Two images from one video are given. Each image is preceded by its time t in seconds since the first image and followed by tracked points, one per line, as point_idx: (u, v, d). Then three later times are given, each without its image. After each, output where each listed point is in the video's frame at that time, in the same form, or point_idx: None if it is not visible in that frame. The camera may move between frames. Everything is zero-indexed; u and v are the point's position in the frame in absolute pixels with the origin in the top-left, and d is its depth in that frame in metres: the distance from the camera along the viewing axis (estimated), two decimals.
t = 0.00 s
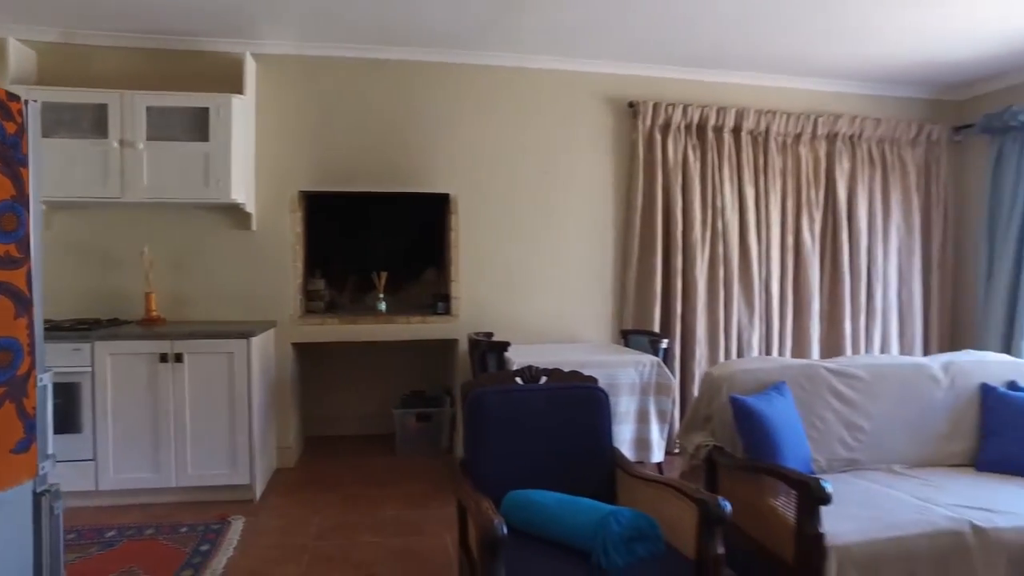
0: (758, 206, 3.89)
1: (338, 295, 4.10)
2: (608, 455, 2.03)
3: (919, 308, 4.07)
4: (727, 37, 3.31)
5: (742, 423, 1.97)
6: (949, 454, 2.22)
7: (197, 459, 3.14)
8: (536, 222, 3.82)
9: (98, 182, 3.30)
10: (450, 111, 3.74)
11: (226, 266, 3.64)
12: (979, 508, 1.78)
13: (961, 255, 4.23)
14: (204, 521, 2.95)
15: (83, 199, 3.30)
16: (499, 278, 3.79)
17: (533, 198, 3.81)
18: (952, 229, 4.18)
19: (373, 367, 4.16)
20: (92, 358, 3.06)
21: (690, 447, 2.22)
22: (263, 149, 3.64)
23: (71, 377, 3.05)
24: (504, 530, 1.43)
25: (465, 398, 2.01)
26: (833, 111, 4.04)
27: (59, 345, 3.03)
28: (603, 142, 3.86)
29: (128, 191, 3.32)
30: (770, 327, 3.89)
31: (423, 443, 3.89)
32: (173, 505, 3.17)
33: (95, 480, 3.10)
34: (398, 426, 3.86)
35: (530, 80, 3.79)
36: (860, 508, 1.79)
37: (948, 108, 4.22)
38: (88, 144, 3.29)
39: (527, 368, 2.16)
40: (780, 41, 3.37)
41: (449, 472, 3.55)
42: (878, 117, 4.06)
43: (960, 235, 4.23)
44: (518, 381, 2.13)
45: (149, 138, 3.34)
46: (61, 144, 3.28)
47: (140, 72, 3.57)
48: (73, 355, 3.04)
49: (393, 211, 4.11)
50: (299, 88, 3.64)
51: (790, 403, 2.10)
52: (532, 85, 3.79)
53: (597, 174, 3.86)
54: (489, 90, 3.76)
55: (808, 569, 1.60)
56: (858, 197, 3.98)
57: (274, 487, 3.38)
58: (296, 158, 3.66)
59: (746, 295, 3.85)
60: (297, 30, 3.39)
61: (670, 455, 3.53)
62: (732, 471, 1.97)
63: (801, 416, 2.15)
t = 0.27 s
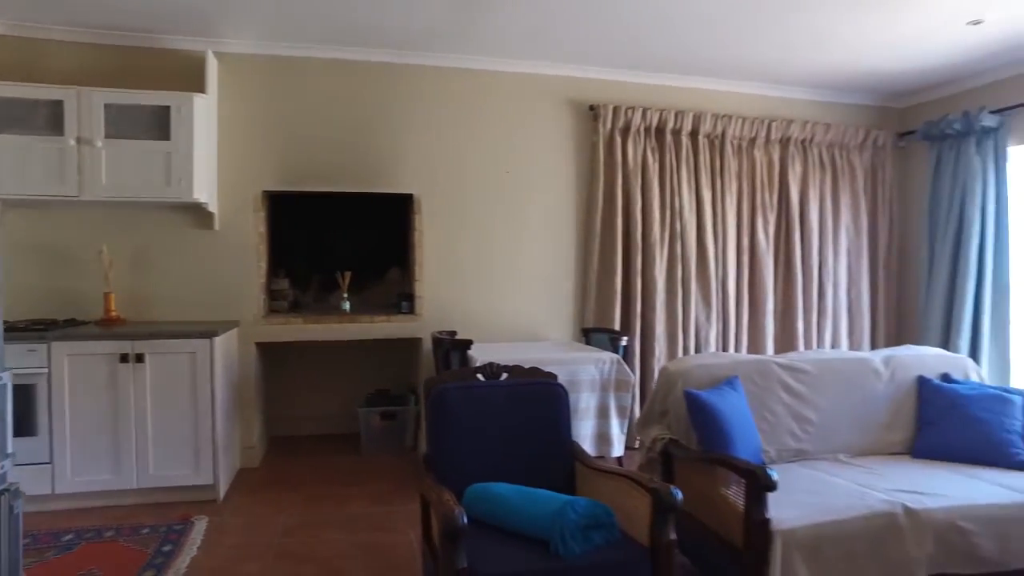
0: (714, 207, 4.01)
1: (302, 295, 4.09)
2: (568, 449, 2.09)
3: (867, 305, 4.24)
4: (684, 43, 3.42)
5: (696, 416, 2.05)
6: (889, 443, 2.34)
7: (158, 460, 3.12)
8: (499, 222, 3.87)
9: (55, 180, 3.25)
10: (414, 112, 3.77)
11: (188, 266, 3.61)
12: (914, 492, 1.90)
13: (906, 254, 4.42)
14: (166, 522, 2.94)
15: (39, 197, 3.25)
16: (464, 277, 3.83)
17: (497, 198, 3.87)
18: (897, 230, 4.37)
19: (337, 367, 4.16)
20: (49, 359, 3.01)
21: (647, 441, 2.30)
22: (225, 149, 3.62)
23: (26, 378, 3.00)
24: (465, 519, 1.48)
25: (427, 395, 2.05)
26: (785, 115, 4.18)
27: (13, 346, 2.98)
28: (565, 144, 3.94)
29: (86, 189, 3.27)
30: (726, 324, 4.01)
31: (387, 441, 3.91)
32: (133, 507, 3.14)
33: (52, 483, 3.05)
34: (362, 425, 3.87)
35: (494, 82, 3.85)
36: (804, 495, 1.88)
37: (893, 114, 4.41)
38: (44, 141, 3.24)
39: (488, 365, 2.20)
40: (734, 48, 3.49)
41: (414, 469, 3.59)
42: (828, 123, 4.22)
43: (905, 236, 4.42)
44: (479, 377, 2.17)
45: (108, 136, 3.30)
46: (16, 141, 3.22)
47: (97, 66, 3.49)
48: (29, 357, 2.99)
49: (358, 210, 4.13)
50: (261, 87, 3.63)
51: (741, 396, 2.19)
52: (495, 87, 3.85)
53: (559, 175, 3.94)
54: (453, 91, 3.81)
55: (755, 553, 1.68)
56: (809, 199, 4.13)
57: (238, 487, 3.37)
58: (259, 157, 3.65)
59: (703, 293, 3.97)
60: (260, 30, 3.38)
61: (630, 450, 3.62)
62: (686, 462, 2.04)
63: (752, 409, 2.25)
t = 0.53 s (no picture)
0: (673, 208, 4.13)
1: (266, 295, 4.08)
2: (529, 442, 2.16)
3: (818, 303, 4.41)
4: (644, 48, 3.52)
5: (652, 409, 2.13)
6: (834, 433, 2.47)
7: (119, 460, 3.09)
8: (463, 222, 3.93)
9: (10, 177, 3.19)
10: (379, 113, 3.80)
11: (149, 265, 3.57)
12: (855, 477, 2.02)
13: (854, 254, 4.61)
14: (129, 522, 2.92)
15: None
16: (428, 276, 3.88)
17: (461, 198, 3.92)
18: (846, 231, 4.55)
19: (301, 365, 4.16)
20: (4, 359, 2.96)
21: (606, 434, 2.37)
22: (187, 148, 3.60)
23: None
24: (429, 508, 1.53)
25: (392, 391, 2.09)
26: (741, 120, 4.33)
27: None
28: (528, 146, 4.01)
29: (43, 187, 3.22)
30: (684, 322, 4.14)
31: (353, 438, 3.95)
32: (93, 508, 3.11)
33: (8, 486, 3.00)
34: (328, 423, 3.90)
35: (458, 84, 3.90)
36: (753, 482, 1.99)
37: (843, 119, 4.59)
38: None
39: (450, 362, 2.24)
40: (692, 55, 3.60)
41: (379, 466, 3.62)
42: (781, 127, 4.38)
43: (853, 236, 4.61)
44: (443, 373, 2.22)
45: (65, 134, 3.25)
46: None
47: (52, 60, 3.39)
48: None
49: (323, 210, 4.14)
50: (225, 86, 3.62)
51: (695, 389, 2.29)
52: (459, 89, 3.90)
53: (522, 176, 4.01)
54: (418, 93, 3.85)
55: (706, 538, 1.77)
56: (763, 200, 4.28)
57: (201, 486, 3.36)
58: (221, 156, 3.64)
59: (662, 291, 4.08)
60: (224, 28, 3.37)
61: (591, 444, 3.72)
62: (643, 453, 2.13)
63: (707, 402, 2.35)
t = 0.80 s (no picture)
0: (633, 208, 4.23)
1: (229, 293, 4.05)
2: (493, 436, 2.22)
3: (772, 300, 4.57)
4: (606, 53, 3.61)
5: (611, 402, 2.21)
6: (783, 423, 2.59)
7: (78, 462, 3.05)
8: (427, 222, 3.97)
9: None
10: (343, 113, 3.81)
11: (108, 263, 3.52)
12: (801, 464, 2.14)
13: (806, 253, 4.79)
14: (89, 524, 2.88)
15: None
16: (392, 275, 3.91)
17: (425, 199, 3.96)
18: (798, 232, 4.73)
19: (264, 365, 4.14)
20: None
21: (567, 427, 2.45)
22: (147, 146, 3.56)
23: None
24: (394, 498, 1.58)
25: (358, 387, 2.13)
26: (698, 123, 4.46)
27: None
28: (491, 146, 4.07)
29: None
30: (644, 320, 4.25)
31: (317, 437, 3.94)
32: (51, 511, 3.06)
33: None
34: (292, 422, 3.88)
35: (422, 86, 3.94)
36: (706, 470, 2.08)
37: (795, 124, 4.77)
38: None
39: (415, 358, 2.29)
40: (651, 60, 3.71)
41: (343, 463, 3.64)
42: (736, 131, 4.52)
43: (805, 237, 4.79)
44: (408, 369, 2.27)
45: (20, 130, 3.18)
46: None
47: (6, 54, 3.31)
48: None
49: (286, 209, 4.14)
50: (186, 84, 3.59)
51: (652, 383, 2.38)
52: (423, 90, 3.94)
53: (486, 176, 4.07)
54: (383, 93, 3.87)
55: (662, 523, 1.86)
56: (720, 201, 4.42)
57: (163, 486, 3.33)
58: (183, 154, 3.61)
59: (622, 289, 4.18)
60: (186, 26, 3.35)
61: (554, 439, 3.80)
62: (603, 445, 2.20)
63: (664, 396, 2.44)
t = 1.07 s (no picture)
0: (600, 208, 4.32)
1: (196, 293, 4.02)
2: (464, 431, 2.27)
3: (734, 299, 4.70)
4: (574, 57, 3.69)
5: (579, 397, 2.27)
6: (743, 417, 2.69)
7: (42, 464, 3.00)
8: (397, 221, 3.99)
9: None
10: (312, 112, 3.82)
11: (72, 262, 3.47)
12: (760, 454, 2.23)
13: (766, 253, 4.93)
14: (54, 527, 2.84)
15: None
16: (362, 275, 3.92)
17: (394, 198, 3.98)
18: (759, 232, 4.87)
19: (232, 365, 4.12)
20: None
21: (536, 423, 2.50)
22: (112, 143, 3.52)
23: None
24: (368, 489, 1.62)
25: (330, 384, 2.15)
26: (663, 126, 4.57)
27: None
28: (461, 147, 4.12)
29: None
30: (611, 318, 4.33)
31: (288, 436, 3.94)
32: (13, 514, 3.00)
33: None
34: (263, 421, 3.87)
35: (391, 86, 3.96)
36: (670, 462, 2.16)
37: (756, 127, 4.91)
38: None
39: (387, 354, 2.29)
40: (618, 64, 3.80)
41: (314, 461, 3.66)
42: (700, 134, 4.64)
43: (766, 237, 4.93)
44: (379, 366, 2.26)
45: None
46: None
47: None
48: None
49: (254, 209, 4.12)
50: (152, 82, 3.56)
51: (618, 378, 2.45)
52: (392, 90, 3.96)
53: (455, 176, 4.11)
54: (351, 92, 3.89)
55: (628, 512, 1.92)
56: (684, 202, 4.53)
57: (130, 487, 3.30)
58: (149, 152, 3.57)
59: (590, 288, 4.26)
60: (153, 22, 3.32)
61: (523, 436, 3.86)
62: (571, 439, 2.26)
63: (630, 391, 2.51)
